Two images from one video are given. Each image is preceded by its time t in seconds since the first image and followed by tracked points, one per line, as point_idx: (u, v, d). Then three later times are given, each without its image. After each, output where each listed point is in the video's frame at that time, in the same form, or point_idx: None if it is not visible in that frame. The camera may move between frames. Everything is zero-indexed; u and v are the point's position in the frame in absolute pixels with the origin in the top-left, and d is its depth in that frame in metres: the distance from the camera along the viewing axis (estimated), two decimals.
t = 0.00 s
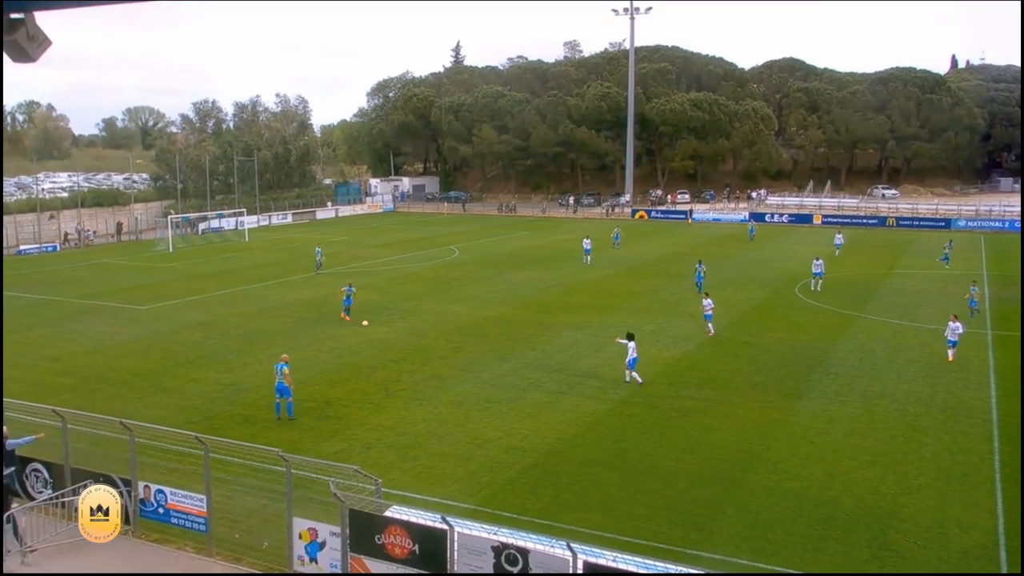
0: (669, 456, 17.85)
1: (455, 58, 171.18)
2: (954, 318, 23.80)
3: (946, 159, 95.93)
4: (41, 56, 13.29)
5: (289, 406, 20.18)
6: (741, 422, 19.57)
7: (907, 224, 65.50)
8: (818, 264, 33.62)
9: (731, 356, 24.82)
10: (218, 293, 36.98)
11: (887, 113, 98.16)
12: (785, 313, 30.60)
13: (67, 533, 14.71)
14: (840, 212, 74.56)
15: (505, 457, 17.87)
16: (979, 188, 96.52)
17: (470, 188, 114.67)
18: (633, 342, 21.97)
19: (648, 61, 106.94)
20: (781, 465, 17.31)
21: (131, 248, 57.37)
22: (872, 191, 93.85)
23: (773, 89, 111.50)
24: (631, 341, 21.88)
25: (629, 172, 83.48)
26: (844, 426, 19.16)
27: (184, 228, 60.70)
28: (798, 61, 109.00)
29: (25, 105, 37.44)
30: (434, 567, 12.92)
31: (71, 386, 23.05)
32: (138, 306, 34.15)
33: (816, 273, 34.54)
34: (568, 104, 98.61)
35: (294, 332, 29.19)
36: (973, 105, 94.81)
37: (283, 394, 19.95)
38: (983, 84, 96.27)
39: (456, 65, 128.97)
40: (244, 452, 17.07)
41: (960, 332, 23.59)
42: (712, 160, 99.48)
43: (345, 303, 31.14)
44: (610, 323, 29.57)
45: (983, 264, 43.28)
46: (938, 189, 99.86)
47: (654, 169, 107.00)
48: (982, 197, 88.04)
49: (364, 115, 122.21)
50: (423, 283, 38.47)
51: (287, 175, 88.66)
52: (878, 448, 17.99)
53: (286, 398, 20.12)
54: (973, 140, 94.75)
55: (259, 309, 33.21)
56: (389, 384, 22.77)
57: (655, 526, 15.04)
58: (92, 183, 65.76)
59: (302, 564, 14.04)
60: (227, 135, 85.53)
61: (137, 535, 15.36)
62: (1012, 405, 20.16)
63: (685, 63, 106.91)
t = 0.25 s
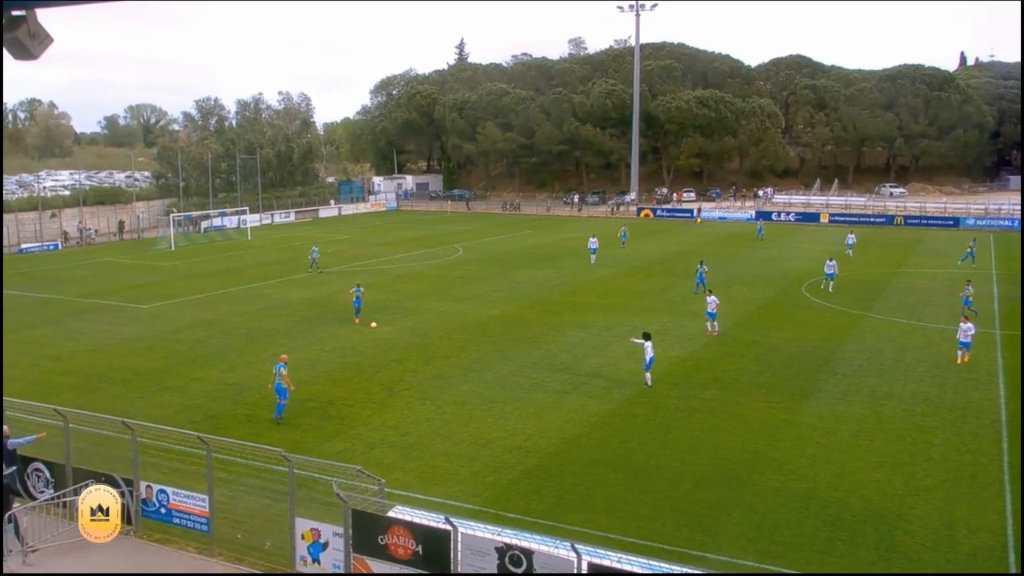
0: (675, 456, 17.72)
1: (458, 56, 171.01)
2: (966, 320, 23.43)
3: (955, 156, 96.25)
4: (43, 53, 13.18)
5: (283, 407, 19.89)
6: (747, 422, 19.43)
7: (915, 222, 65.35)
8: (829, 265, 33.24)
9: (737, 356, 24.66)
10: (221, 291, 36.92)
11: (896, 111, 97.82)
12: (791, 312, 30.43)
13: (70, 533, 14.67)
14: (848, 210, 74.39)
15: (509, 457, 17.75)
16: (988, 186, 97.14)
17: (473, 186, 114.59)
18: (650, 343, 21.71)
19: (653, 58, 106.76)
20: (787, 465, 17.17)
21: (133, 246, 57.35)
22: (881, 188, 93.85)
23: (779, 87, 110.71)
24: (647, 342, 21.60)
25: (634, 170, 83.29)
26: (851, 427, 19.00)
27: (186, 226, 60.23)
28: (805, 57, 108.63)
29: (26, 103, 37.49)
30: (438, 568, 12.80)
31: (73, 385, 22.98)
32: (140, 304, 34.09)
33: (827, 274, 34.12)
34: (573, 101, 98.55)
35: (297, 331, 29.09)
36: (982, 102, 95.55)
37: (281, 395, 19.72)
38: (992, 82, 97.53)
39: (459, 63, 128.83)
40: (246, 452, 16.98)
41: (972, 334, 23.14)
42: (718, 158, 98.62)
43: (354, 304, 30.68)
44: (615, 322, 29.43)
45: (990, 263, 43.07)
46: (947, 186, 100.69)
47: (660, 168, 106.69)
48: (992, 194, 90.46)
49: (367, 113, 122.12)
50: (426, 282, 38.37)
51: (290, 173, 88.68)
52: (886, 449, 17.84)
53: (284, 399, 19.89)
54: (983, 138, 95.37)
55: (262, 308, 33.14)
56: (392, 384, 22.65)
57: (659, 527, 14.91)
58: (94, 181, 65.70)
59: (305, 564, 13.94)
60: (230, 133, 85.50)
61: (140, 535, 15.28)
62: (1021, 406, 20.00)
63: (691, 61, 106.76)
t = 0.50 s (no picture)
0: (677, 456, 17.62)
1: (459, 54, 170.86)
2: (977, 322, 23.11)
3: (959, 155, 94.91)
4: (43, 51, 13.16)
5: (281, 408, 19.78)
6: (750, 422, 19.33)
7: (919, 221, 65.16)
8: (837, 265, 32.91)
9: (740, 356, 24.57)
10: (221, 290, 36.88)
11: (900, 109, 97.89)
12: (794, 312, 30.32)
13: (69, 533, 14.58)
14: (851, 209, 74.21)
15: (511, 458, 17.66)
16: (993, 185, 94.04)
17: (475, 185, 114.44)
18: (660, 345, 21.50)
19: (656, 56, 106.68)
20: (790, 466, 17.08)
21: (133, 245, 57.26)
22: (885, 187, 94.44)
23: (782, 85, 111.02)
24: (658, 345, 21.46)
25: (636, 168, 83.08)
26: (854, 427, 18.90)
27: (186, 225, 60.23)
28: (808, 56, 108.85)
29: (25, 101, 37.25)
30: (439, 569, 12.73)
31: (72, 384, 22.92)
32: (140, 304, 34.05)
33: (836, 275, 33.68)
34: (575, 99, 98.47)
35: (298, 330, 29.00)
36: (987, 100, 92.23)
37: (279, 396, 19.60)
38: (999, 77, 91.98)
39: (460, 61, 128.69)
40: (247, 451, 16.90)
41: (983, 335, 22.80)
42: (722, 156, 98.19)
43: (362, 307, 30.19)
44: (617, 322, 29.32)
45: (994, 262, 42.91)
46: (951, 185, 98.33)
47: (662, 166, 106.48)
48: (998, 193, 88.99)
49: (368, 112, 122.01)
50: (427, 281, 38.29)
51: (290, 172, 88.65)
52: (889, 449, 17.74)
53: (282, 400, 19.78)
54: (987, 136, 92.72)
55: (262, 307, 33.07)
56: (393, 384, 22.56)
57: (661, 527, 14.83)
58: (94, 179, 65.65)
59: (306, 565, 13.87)
60: (230, 131, 85.38)
61: (139, 535, 15.21)
62: None
63: (694, 59, 106.89)
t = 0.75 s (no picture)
0: (676, 456, 17.57)
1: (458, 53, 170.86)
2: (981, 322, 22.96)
3: (959, 154, 95.00)
4: (40, 50, 13.12)
5: (281, 409, 19.73)
6: (749, 422, 19.29)
7: (919, 220, 65.21)
8: (840, 265, 32.63)
9: (739, 356, 24.53)
10: (219, 290, 36.80)
11: (899, 108, 97.89)
12: (793, 311, 30.29)
13: (67, 533, 14.45)
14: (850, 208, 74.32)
15: (509, 458, 17.61)
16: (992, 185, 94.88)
17: (474, 184, 114.42)
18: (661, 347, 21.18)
19: (655, 55, 106.71)
20: (790, 466, 17.04)
21: (131, 245, 57.12)
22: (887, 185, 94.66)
23: (782, 84, 110.93)
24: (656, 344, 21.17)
25: (635, 167, 83.01)
26: (854, 427, 18.86)
27: (184, 224, 60.90)
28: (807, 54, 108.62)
29: (22, 100, 37.17)
30: (437, 569, 12.68)
31: (69, 384, 22.85)
32: (137, 303, 33.98)
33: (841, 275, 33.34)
34: (573, 98, 98.48)
35: (297, 330, 28.93)
36: (986, 99, 93.14)
37: (276, 396, 19.54)
38: (997, 77, 93.78)
39: (458, 60, 128.62)
40: (244, 451, 16.83)
41: (987, 337, 22.70)
42: (721, 156, 98.47)
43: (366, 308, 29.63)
44: (616, 321, 29.27)
45: (994, 261, 42.93)
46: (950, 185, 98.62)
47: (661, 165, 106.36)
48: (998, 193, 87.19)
49: (366, 111, 121.86)
50: (426, 281, 38.23)
51: (288, 171, 88.60)
52: (889, 449, 17.70)
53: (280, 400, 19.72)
54: (987, 135, 93.49)
55: (261, 307, 33.01)
56: (392, 383, 22.50)
57: (660, 527, 14.79)
58: (91, 178, 65.56)
59: (304, 565, 13.82)
60: (228, 130, 85.20)
61: (137, 535, 15.14)
62: None
63: (693, 58, 106.82)
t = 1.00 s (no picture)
0: (673, 456, 17.55)
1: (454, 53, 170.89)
2: (981, 323, 22.85)
3: (956, 153, 96.48)
4: (34, 49, 13.08)
5: (281, 412, 19.57)
6: (746, 422, 19.27)
7: (915, 220, 65.32)
8: (841, 266, 32.27)
9: (736, 355, 24.51)
10: (215, 290, 36.73)
11: (896, 108, 97.54)
12: (790, 311, 30.29)
13: (62, 534, 14.39)
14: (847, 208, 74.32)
15: (506, 458, 17.58)
16: (989, 183, 96.93)
17: (470, 183, 114.37)
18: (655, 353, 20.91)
19: (651, 55, 106.62)
20: (787, 465, 17.03)
21: (126, 244, 56.98)
22: (884, 184, 94.51)
23: (779, 83, 110.49)
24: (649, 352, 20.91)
25: (632, 167, 82.94)
26: (851, 426, 18.85)
27: (179, 223, 60.95)
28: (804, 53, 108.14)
29: (17, 99, 37.05)
30: (434, 569, 12.66)
31: (64, 384, 22.79)
32: (133, 303, 33.89)
33: (843, 276, 33.07)
34: (570, 98, 98.42)
35: (293, 330, 28.87)
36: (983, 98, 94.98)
37: (276, 399, 19.39)
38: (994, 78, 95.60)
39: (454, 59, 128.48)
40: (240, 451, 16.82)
41: (988, 338, 22.59)
42: (717, 155, 98.58)
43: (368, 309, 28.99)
44: (612, 321, 29.23)
45: (990, 261, 42.99)
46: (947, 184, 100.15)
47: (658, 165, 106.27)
48: (994, 192, 87.14)
49: (363, 110, 121.76)
50: (422, 281, 38.18)
51: (284, 170, 88.51)
52: (886, 448, 17.70)
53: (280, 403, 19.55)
54: (984, 134, 95.34)
55: (257, 306, 32.95)
56: (388, 383, 22.45)
57: (657, 527, 14.78)
58: (87, 178, 65.38)
59: (300, 566, 13.77)
60: (224, 129, 84.99)
61: (132, 535, 15.09)
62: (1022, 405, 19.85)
63: (690, 57, 106.37)
